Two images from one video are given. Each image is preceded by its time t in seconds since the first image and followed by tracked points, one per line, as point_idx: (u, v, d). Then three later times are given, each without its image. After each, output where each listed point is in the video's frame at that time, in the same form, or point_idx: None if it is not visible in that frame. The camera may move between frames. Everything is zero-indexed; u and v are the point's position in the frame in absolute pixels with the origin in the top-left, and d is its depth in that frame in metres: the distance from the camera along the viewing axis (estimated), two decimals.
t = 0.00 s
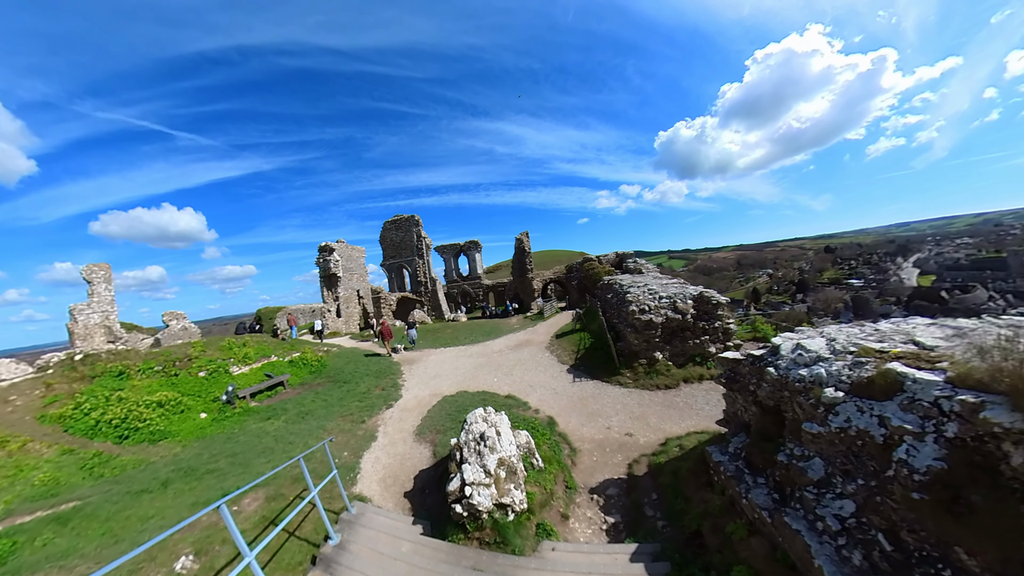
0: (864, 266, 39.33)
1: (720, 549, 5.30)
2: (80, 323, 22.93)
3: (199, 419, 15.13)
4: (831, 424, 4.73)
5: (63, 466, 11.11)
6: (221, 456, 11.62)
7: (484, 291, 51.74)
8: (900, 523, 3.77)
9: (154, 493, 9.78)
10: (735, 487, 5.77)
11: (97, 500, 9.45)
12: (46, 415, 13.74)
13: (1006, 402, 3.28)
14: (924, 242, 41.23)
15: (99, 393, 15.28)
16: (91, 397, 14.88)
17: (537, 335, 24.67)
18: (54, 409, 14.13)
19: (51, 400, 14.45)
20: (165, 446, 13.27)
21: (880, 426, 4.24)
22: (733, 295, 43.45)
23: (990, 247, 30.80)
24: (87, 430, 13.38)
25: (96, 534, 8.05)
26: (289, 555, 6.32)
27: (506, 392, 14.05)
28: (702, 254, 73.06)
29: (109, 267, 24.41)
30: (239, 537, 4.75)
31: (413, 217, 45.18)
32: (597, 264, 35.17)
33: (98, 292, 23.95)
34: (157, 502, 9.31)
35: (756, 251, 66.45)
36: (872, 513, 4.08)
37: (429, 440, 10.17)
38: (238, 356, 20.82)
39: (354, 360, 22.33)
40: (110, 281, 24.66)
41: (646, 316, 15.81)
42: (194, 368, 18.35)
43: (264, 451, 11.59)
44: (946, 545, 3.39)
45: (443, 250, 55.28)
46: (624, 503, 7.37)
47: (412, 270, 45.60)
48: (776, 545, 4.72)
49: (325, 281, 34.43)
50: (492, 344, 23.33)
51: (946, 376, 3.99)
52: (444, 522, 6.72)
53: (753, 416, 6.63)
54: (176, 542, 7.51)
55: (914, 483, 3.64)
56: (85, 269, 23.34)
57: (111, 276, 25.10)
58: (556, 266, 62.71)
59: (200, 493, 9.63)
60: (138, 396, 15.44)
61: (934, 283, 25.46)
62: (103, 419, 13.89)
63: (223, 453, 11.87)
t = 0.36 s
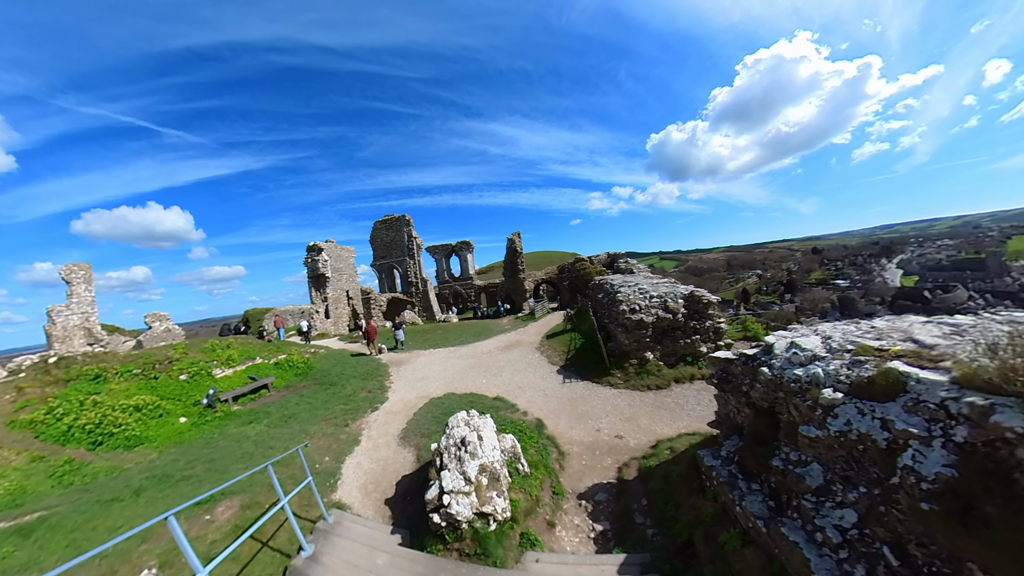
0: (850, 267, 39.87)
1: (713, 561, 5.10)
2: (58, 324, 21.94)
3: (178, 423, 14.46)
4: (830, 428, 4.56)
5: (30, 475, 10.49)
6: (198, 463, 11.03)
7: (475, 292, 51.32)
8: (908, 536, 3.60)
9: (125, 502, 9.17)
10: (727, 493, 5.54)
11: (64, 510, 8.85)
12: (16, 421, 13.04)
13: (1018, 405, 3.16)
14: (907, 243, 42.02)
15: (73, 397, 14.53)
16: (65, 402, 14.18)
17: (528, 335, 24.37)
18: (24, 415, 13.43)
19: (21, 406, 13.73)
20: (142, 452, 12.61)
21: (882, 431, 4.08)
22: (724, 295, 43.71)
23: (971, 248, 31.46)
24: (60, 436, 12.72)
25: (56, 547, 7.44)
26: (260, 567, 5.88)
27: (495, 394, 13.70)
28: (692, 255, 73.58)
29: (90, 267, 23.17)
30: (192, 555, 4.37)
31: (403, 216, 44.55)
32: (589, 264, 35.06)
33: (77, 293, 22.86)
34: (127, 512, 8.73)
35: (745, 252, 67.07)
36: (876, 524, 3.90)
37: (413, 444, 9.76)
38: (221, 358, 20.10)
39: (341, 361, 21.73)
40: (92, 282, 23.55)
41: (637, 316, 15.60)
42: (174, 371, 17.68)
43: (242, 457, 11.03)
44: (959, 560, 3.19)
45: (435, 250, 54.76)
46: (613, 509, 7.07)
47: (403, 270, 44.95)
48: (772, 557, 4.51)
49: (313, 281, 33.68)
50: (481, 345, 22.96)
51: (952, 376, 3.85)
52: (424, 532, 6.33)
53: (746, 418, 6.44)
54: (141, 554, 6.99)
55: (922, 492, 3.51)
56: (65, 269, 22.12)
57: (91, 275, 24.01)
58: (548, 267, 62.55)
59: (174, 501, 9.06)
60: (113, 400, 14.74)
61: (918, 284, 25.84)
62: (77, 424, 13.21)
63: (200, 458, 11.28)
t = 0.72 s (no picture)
0: (837, 268, 40.49)
1: (706, 570, 5.05)
2: (36, 326, 21.10)
3: (159, 429, 13.93)
4: (826, 432, 4.55)
5: None
6: (178, 470, 10.56)
7: (467, 292, 50.99)
8: (908, 547, 3.59)
9: (99, 513, 8.68)
10: (721, 499, 5.47)
11: (33, 521, 8.35)
12: None
13: (1022, 409, 3.10)
14: (891, 244, 42.85)
15: (49, 402, 13.91)
16: (39, 407, 13.56)
17: (520, 336, 24.17)
18: None
19: None
20: (120, 459, 12.07)
21: (880, 435, 4.05)
22: (714, 295, 44.03)
23: (952, 249, 32.17)
24: (34, 444, 12.14)
25: (23, 562, 6.98)
26: None
27: (485, 396, 13.46)
28: (683, 256, 74.07)
29: (70, 267, 22.43)
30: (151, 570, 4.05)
31: (395, 216, 44.04)
32: (580, 264, 35.03)
33: (57, 294, 22.01)
34: (101, 522, 8.27)
35: (735, 253, 67.84)
36: (874, 533, 3.89)
37: (400, 449, 9.48)
38: (205, 361, 19.49)
39: (330, 364, 21.27)
40: (71, 282, 22.72)
41: (628, 316, 15.50)
42: (157, 375, 17.11)
43: (224, 463, 10.60)
44: (961, 571, 3.17)
45: (426, 250, 54.31)
46: (604, 514, 6.90)
47: (394, 270, 44.43)
48: (766, 565, 4.48)
49: (301, 282, 33.03)
50: (472, 346, 22.68)
51: (951, 378, 3.81)
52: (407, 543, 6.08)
53: (738, 421, 6.39)
54: (112, 568, 6.59)
55: (923, 500, 3.50)
56: (44, 269, 21.32)
57: (72, 275, 23.13)
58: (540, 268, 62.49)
59: (152, 510, 8.61)
60: (91, 405, 14.13)
61: (902, 283, 26.31)
62: (52, 431, 12.63)
63: (181, 465, 10.81)
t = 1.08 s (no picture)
0: (823, 268, 41.16)
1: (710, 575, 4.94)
2: (14, 328, 20.31)
3: (140, 435, 13.41)
4: (832, 432, 4.46)
5: None
6: (159, 478, 10.11)
7: (460, 293, 50.66)
8: (922, 550, 3.51)
9: (73, 525, 8.23)
10: (722, 502, 5.38)
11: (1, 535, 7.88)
12: None
13: None
14: (876, 245, 43.66)
15: (24, 408, 13.31)
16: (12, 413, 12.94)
17: (513, 337, 23.98)
18: None
19: None
20: (97, 467, 11.55)
21: (889, 434, 3.97)
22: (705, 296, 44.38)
23: (934, 250, 32.83)
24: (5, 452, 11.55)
25: None
26: None
27: (478, 398, 13.23)
28: (674, 256, 74.65)
29: (50, 266, 21.72)
30: None
31: (387, 216, 43.55)
32: (574, 264, 34.99)
33: (35, 294, 21.21)
34: (74, 535, 7.83)
35: (725, 254, 68.59)
36: (886, 536, 3.80)
37: (392, 453, 9.20)
38: (190, 363, 18.91)
39: (320, 366, 20.82)
40: (51, 282, 21.98)
41: (623, 316, 15.41)
42: (139, 379, 16.52)
43: (208, 471, 10.19)
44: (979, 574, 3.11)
45: (419, 250, 53.85)
46: (602, 518, 6.74)
47: (386, 270, 43.91)
48: (772, 570, 4.39)
49: (291, 282, 32.42)
50: (465, 347, 22.41)
51: (959, 374, 3.77)
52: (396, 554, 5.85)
53: (738, 421, 6.28)
54: None
55: (937, 501, 3.44)
56: (21, 268, 20.56)
57: (51, 275, 22.37)
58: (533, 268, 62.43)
59: (128, 521, 8.18)
60: (68, 410, 13.55)
61: (887, 283, 26.76)
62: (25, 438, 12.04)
63: (162, 473, 10.36)
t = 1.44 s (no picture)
0: (813, 268, 41.51)
1: None
2: None
3: (118, 441, 12.66)
4: (866, 424, 4.13)
5: None
6: (136, 488, 9.46)
7: (454, 293, 50.10)
8: (977, 546, 3.27)
9: (39, 541, 7.58)
10: (745, 503, 5.10)
11: None
12: None
13: None
14: (863, 246, 44.18)
15: None
16: None
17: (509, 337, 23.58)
18: None
19: None
20: (69, 477, 10.82)
21: (930, 423, 3.70)
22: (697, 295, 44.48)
23: (918, 250, 33.29)
24: None
25: None
26: None
27: (475, 399, 12.79)
28: (667, 257, 74.98)
29: (28, 266, 20.66)
30: None
31: (379, 215, 42.86)
32: (568, 264, 34.71)
33: (11, 294, 20.18)
34: (37, 552, 7.18)
35: (716, 254, 69.11)
36: (934, 533, 3.54)
37: (386, 458, 8.72)
38: (173, 365, 18.12)
39: (310, 367, 20.14)
40: (27, 282, 20.96)
41: (622, 314, 15.11)
42: (118, 382, 15.71)
43: (188, 479, 9.57)
44: None
45: (412, 250, 53.22)
46: (612, 523, 6.36)
47: (378, 270, 43.16)
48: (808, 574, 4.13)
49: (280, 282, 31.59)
50: (460, 347, 21.93)
51: (1000, 359, 3.53)
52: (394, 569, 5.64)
53: (754, 417, 5.94)
54: None
55: (989, 493, 3.22)
56: None
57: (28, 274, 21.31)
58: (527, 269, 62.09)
59: (98, 536, 7.54)
60: (39, 415, 12.73)
61: (874, 282, 27.00)
62: None
63: (138, 482, 9.70)
